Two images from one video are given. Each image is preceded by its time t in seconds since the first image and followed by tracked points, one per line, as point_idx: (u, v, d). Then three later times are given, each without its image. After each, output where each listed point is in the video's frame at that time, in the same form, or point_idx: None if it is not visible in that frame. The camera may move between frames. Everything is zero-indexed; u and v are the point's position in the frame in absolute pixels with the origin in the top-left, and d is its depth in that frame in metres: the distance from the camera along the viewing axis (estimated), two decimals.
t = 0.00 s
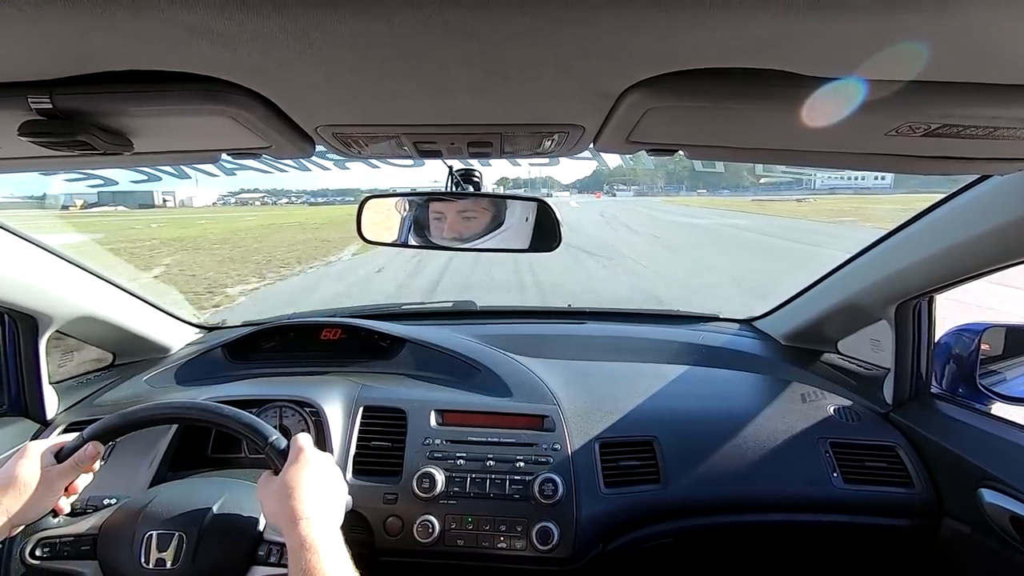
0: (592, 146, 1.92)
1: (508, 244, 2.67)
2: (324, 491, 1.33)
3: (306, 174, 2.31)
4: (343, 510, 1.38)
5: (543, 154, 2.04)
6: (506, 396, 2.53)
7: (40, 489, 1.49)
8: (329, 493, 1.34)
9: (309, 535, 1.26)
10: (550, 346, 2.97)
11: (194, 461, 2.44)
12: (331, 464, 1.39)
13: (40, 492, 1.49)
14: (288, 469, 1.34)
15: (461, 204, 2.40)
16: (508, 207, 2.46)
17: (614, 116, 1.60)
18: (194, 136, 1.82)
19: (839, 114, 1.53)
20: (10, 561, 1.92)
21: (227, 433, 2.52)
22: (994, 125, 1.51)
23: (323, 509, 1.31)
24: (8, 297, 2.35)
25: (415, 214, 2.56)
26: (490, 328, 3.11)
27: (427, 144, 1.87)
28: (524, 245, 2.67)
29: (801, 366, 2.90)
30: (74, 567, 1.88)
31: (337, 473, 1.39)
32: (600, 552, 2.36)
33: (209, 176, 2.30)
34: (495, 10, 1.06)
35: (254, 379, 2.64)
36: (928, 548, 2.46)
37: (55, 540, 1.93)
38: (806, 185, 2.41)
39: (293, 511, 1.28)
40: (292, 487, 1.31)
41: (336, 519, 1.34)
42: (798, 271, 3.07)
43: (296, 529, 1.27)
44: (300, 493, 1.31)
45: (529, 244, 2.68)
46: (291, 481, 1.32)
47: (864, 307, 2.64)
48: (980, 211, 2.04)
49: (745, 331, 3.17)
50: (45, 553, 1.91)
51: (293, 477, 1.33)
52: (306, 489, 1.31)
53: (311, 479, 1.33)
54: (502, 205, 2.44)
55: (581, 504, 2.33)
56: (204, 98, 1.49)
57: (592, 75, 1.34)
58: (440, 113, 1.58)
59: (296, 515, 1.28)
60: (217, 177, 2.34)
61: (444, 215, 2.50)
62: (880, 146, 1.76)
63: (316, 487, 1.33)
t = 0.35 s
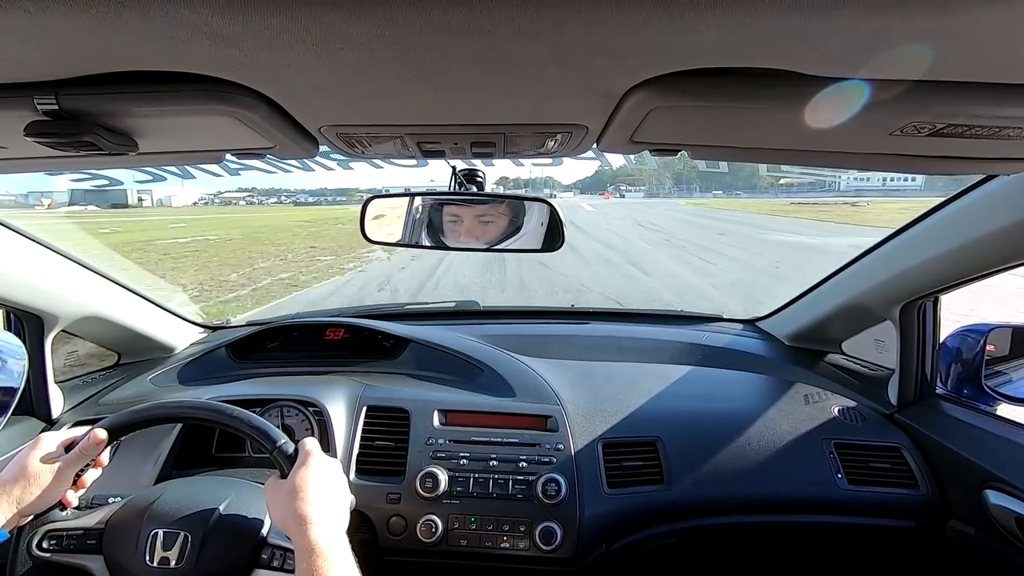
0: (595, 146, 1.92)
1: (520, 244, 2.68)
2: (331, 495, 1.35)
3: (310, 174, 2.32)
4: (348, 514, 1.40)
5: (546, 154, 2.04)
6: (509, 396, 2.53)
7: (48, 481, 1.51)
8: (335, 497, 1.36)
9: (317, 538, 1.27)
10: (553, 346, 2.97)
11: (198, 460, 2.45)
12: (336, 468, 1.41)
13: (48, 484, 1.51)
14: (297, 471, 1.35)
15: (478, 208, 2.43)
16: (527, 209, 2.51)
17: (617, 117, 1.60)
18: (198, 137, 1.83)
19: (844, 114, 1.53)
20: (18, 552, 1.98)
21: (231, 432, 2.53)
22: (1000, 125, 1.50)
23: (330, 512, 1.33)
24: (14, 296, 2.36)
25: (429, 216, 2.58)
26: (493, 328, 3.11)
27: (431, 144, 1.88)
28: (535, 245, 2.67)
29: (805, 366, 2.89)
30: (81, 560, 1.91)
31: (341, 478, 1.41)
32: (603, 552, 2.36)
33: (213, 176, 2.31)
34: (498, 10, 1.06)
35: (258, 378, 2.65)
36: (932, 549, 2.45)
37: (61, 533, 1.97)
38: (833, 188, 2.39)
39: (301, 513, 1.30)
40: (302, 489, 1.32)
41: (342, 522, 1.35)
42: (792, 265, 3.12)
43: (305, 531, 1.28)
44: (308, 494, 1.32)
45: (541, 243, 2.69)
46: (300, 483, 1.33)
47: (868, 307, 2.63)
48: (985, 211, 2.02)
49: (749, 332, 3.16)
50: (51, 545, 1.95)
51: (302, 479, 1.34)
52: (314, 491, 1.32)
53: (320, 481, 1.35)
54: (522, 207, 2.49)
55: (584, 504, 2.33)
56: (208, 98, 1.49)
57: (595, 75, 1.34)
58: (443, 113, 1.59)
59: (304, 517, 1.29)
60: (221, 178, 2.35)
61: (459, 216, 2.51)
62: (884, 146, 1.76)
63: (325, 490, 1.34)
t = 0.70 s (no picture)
0: (599, 148, 1.91)
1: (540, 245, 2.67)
2: (341, 523, 1.34)
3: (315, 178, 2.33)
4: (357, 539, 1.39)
5: (550, 156, 2.04)
6: (514, 399, 2.53)
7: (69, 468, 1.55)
8: (345, 524, 1.35)
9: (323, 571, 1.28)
10: (557, 349, 2.97)
11: (204, 463, 2.46)
12: (348, 493, 1.39)
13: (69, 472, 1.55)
14: (310, 496, 1.34)
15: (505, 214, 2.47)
16: (552, 216, 2.52)
17: (621, 118, 1.60)
18: (204, 141, 1.84)
19: (849, 115, 1.52)
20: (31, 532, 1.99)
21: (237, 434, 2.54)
22: (1006, 125, 1.50)
23: (339, 541, 1.32)
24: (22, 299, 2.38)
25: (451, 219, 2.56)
26: (498, 331, 3.10)
27: (435, 147, 1.88)
28: (557, 248, 2.67)
29: (812, 368, 2.87)
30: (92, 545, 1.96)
31: (353, 503, 1.40)
32: (609, 555, 2.35)
33: (218, 180, 2.32)
34: (501, 12, 1.06)
35: (264, 381, 2.66)
36: (942, 552, 2.42)
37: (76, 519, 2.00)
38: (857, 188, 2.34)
39: (309, 543, 1.29)
40: (312, 517, 1.31)
41: (350, 549, 1.35)
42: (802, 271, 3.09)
43: (312, 562, 1.28)
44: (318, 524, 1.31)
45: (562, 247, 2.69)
46: (311, 510, 1.32)
47: (875, 309, 2.62)
48: (993, 212, 2.01)
49: (754, 334, 3.14)
50: (63, 530, 1.98)
51: (314, 506, 1.33)
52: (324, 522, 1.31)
53: (331, 510, 1.34)
54: (546, 213, 2.50)
55: (589, 507, 2.32)
56: (214, 102, 1.50)
57: (598, 77, 1.34)
58: (447, 116, 1.59)
59: (312, 548, 1.29)
60: (227, 182, 2.36)
61: (483, 222, 2.52)
62: (890, 146, 1.75)
63: (334, 520, 1.33)
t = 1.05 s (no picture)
0: (611, 142, 1.91)
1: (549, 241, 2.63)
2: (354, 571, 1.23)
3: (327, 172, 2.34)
4: None
5: (562, 151, 2.03)
6: (523, 393, 2.53)
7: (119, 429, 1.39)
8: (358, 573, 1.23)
9: None
10: (567, 344, 2.96)
11: (217, 453, 2.50)
12: (366, 538, 1.28)
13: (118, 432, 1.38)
14: (325, 535, 1.23)
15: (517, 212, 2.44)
16: (566, 215, 2.50)
17: (633, 113, 1.59)
18: (218, 135, 1.86)
19: (866, 109, 1.51)
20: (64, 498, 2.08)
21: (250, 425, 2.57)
22: None
23: None
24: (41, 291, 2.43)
25: (464, 218, 2.51)
26: (509, 326, 3.09)
27: (447, 142, 1.89)
28: (570, 244, 2.61)
29: (826, 366, 2.84)
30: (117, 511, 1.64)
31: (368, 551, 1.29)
32: (617, 551, 2.36)
33: (232, 173, 2.34)
34: (514, 6, 1.06)
35: (275, 373, 2.68)
36: (955, 553, 2.40)
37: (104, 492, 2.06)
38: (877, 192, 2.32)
39: None
40: (324, 557, 1.20)
41: None
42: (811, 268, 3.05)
43: None
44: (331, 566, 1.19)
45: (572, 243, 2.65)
46: (324, 549, 1.21)
47: (890, 307, 2.59)
48: (1012, 209, 1.98)
49: (766, 330, 3.11)
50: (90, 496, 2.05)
51: (329, 544, 1.22)
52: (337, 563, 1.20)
53: (346, 553, 1.22)
54: (560, 211, 2.49)
55: (598, 502, 2.32)
56: (229, 97, 1.52)
57: (611, 71, 1.34)
58: (459, 110, 1.59)
59: None
60: (240, 175, 2.38)
61: (496, 219, 2.49)
62: (907, 141, 1.72)
63: (348, 565, 1.22)
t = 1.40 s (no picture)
0: (635, 141, 1.89)
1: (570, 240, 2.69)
2: None
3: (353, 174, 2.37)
4: None
5: (586, 150, 2.02)
6: (547, 394, 2.52)
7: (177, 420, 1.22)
8: None
9: None
10: (593, 344, 2.94)
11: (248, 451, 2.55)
12: None
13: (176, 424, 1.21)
14: None
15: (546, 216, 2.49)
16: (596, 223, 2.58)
17: (658, 111, 1.57)
18: (248, 139, 1.90)
19: (901, 102, 1.46)
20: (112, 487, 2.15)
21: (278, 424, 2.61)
22: None
23: None
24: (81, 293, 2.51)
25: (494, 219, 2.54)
26: (533, 325, 3.07)
27: (470, 143, 1.89)
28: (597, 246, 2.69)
29: (860, 368, 2.76)
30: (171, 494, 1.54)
31: None
32: (643, 553, 2.34)
33: (261, 177, 2.39)
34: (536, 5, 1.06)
35: (303, 373, 2.72)
36: (999, 561, 2.31)
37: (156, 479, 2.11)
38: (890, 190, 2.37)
39: None
40: None
41: None
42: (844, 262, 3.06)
43: None
44: None
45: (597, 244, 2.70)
46: None
47: (925, 307, 2.51)
48: None
49: (797, 330, 3.03)
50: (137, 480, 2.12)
51: None
52: None
53: None
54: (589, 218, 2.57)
55: (623, 504, 2.30)
56: (257, 102, 1.55)
57: (634, 69, 1.33)
58: (482, 111, 1.60)
59: None
60: (269, 178, 2.43)
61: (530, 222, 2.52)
62: (944, 135, 1.67)
63: None
